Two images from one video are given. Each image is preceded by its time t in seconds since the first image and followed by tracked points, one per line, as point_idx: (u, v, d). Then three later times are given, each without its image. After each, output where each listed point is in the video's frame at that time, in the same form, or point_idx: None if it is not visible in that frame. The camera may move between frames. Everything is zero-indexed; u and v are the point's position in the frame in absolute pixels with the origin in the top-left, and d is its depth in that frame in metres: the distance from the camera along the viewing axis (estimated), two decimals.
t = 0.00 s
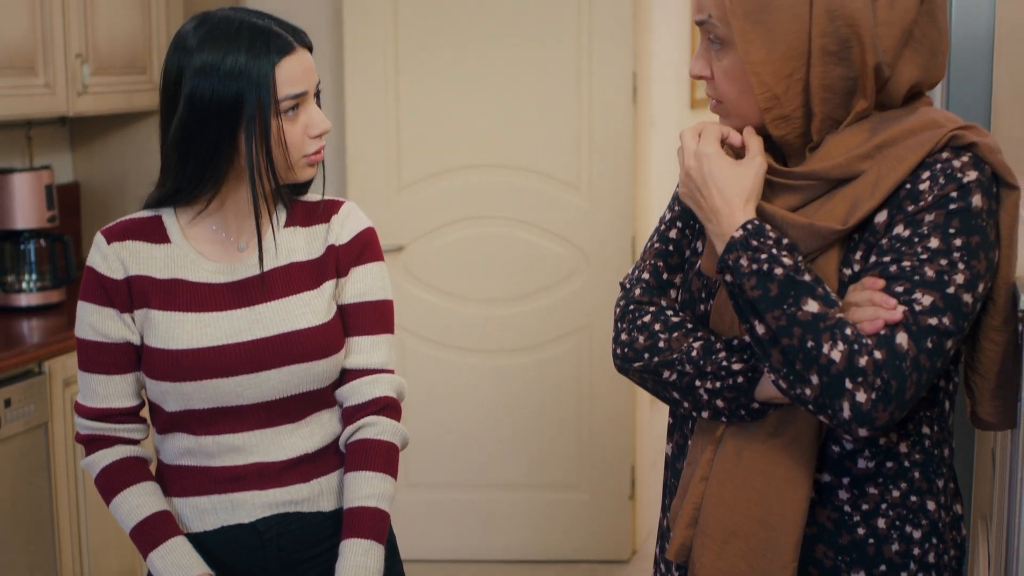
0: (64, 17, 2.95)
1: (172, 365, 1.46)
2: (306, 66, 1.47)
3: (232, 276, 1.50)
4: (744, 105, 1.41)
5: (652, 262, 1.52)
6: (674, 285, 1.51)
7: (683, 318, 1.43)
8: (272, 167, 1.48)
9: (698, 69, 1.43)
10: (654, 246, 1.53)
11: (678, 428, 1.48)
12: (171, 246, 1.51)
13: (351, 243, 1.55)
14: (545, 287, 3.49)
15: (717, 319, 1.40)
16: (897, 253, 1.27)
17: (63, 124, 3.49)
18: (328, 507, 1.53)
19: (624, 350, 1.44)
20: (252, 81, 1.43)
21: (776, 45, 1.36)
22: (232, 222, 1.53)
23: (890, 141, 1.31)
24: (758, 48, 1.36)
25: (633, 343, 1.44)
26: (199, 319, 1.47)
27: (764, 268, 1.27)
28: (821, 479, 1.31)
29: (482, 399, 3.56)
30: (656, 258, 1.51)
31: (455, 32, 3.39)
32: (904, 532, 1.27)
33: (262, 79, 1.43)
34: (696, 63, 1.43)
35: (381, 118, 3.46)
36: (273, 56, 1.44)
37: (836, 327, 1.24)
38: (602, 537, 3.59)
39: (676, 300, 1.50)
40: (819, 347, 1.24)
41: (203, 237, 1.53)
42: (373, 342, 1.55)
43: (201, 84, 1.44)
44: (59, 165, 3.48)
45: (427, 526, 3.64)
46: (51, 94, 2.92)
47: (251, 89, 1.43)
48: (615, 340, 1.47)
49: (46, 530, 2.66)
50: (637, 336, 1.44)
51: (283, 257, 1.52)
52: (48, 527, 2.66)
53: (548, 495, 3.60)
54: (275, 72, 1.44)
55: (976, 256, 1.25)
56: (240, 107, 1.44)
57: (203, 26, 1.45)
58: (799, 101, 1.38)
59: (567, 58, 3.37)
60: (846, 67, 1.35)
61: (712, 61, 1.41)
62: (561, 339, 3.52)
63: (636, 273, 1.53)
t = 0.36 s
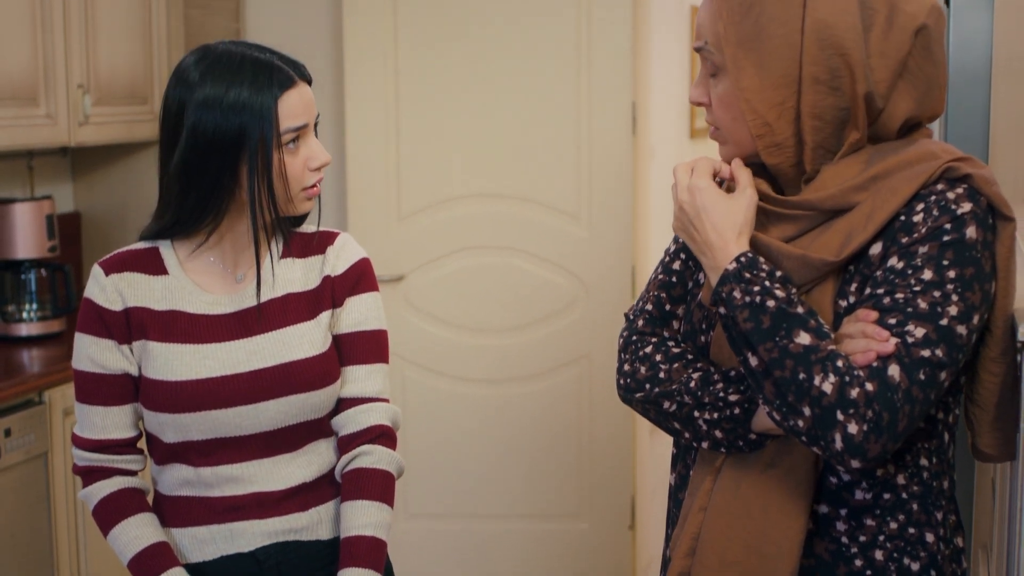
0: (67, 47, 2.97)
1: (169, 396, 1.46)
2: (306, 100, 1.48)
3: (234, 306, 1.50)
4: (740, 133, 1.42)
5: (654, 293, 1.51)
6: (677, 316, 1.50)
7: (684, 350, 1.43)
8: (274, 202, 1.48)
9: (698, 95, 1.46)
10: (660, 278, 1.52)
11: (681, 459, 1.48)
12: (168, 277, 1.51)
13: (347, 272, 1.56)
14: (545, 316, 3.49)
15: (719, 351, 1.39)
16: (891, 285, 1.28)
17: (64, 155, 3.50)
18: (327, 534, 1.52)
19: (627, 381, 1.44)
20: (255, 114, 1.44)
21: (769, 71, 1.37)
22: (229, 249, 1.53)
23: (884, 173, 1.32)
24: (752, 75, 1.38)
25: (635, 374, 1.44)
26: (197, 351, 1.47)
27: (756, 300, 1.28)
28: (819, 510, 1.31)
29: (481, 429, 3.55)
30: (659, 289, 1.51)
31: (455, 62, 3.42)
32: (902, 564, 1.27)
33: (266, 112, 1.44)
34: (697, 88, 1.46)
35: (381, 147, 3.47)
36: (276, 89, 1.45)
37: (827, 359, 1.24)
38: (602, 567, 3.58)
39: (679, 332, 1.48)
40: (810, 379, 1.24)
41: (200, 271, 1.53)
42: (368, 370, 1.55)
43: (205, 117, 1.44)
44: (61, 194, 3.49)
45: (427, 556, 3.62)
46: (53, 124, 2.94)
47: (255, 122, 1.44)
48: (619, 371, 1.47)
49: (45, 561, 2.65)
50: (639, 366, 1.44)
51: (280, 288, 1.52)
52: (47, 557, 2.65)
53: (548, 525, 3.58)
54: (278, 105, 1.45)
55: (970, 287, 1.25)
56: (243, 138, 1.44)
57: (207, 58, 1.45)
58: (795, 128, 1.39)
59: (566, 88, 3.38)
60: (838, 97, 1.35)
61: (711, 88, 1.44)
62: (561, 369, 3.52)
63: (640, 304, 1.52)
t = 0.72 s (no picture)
0: (69, 76, 2.98)
1: (166, 426, 1.46)
2: (307, 130, 1.49)
3: (236, 332, 1.51)
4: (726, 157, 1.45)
5: (660, 318, 1.53)
6: (682, 342, 1.51)
7: (685, 376, 1.45)
8: (274, 228, 1.48)
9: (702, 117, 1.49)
10: (666, 305, 1.54)
11: (684, 488, 1.49)
12: (167, 306, 1.51)
13: (344, 302, 1.56)
14: (545, 343, 3.49)
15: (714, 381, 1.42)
16: (883, 316, 1.28)
17: (65, 183, 3.52)
18: (326, 562, 1.52)
19: (630, 407, 1.47)
20: (257, 145, 1.45)
21: (747, 95, 1.40)
22: (228, 276, 1.53)
23: (879, 202, 1.33)
24: (731, 97, 1.42)
25: (637, 400, 1.46)
26: (197, 380, 1.47)
27: (750, 330, 1.30)
28: (814, 540, 1.32)
29: (481, 457, 3.54)
30: (664, 315, 1.53)
31: (454, 91, 3.44)
32: None
33: (268, 143, 1.45)
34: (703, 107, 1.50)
35: (380, 175, 3.49)
36: (278, 120, 1.45)
37: (816, 391, 1.25)
38: None
39: (681, 359, 1.50)
40: (799, 412, 1.25)
41: (198, 297, 1.53)
42: (365, 399, 1.55)
43: (207, 146, 1.45)
44: (62, 223, 3.51)
45: None
46: (55, 152, 2.95)
47: (258, 152, 1.45)
48: (623, 397, 1.50)
49: None
50: (641, 393, 1.46)
51: (278, 317, 1.53)
52: None
53: (549, 553, 3.56)
54: (280, 136, 1.46)
55: (963, 318, 1.25)
56: (246, 167, 1.45)
57: (208, 88, 1.46)
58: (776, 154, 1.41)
59: (565, 116, 3.40)
60: (815, 124, 1.36)
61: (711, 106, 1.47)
62: (562, 396, 3.51)
63: (646, 330, 1.55)
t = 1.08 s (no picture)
0: (71, 103, 3.00)
1: (169, 453, 1.46)
2: (306, 159, 1.50)
3: (231, 360, 1.51)
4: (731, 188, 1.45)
5: (659, 346, 1.55)
6: (679, 369, 1.53)
7: (682, 403, 1.47)
8: (272, 257, 1.48)
9: (698, 148, 1.50)
10: (663, 334, 1.57)
11: (683, 516, 1.49)
12: (166, 334, 1.52)
13: (343, 329, 1.56)
14: (544, 370, 3.49)
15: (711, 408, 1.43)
16: (875, 339, 1.28)
17: (65, 210, 3.53)
18: None
19: (627, 433, 1.49)
20: (256, 173, 1.45)
21: (756, 125, 1.40)
22: (225, 306, 1.54)
23: (871, 226, 1.34)
24: (739, 128, 1.42)
25: (635, 427, 1.48)
26: (196, 407, 1.48)
27: (741, 355, 1.30)
28: (811, 565, 1.32)
29: (481, 484, 3.54)
30: (663, 342, 1.55)
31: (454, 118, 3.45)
32: None
33: (266, 171, 1.46)
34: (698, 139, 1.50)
35: (381, 201, 3.50)
36: (276, 149, 1.47)
37: (806, 414, 1.25)
38: None
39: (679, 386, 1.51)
40: (790, 435, 1.25)
41: (197, 326, 1.54)
42: (364, 426, 1.55)
43: (206, 175, 1.46)
44: (63, 250, 3.53)
45: None
46: (55, 179, 2.97)
47: (255, 181, 1.45)
48: (621, 424, 1.52)
49: None
50: (638, 420, 1.48)
51: (278, 344, 1.53)
52: None
53: None
54: (279, 164, 1.47)
55: (954, 341, 1.25)
56: (242, 196, 1.46)
57: (208, 116, 1.48)
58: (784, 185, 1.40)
59: (565, 143, 3.41)
60: (821, 151, 1.37)
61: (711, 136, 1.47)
62: (562, 423, 3.51)
63: (644, 358, 1.57)
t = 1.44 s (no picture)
0: (72, 127, 3.01)
1: (171, 475, 1.47)
2: (305, 184, 1.51)
3: (230, 385, 1.52)
4: (727, 210, 1.44)
5: (645, 373, 1.56)
6: (666, 395, 1.53)
7: (668, 428, 1.49)
8: (270, 282, 1.49)
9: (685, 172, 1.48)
10: (650, 360, 1.57)
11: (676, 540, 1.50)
12: (166, 358, 1.53)
13: (344, 352, 1.57)
14: (544, 393, 3.50)
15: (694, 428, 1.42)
16: (855, 359, 1.28)
17: (65, 234, 3.55)
18: None
19: (615, 459, 1.50)
20: (253, 199, 1.46)
21: (755, 149, 1.40)
22: (225, 331, 1.54)
23: (848, 247, 1.35)
24: (737, 151, 1.41)
25: (623, 453, 1.49)
26: (196, 431, 1.48)
27: (720, 379, 1.31)
28: None
29: (481, 508, 3.54)
30: (649, 368, 1.55)
31: (453, 141, 3.47)
32: None
33: (263, 196, 1.47)
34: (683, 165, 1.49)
35: (380, 224, 3.52)
36: (274, 173, 1.48)
37: (785, 435, 1.26)
38: None
39: (666, 412, 1.52)
40: (769, 456, 1.25)
41: (201, 351, 1.55)
42: (365, 450, 1.55)
43: (204, 199, 1.47)
44: (63, 274, 3.54)
45: None
46: (56, 203, 2.98)
47: (253, 205, 1.46)
48: (609, 450, 1.53)
49: None
50: (626, 445, 1.49)
51: (279, 368, 1.54)
52: None
53: None
54: (276, 189, 1.48)
55: (933, 358, 1.25)
56: (240, 222, 1.47)
57: (208, 140, 1.49)
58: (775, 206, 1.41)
59: (564, 165, 3.43)
60: (812, 174, 1.38)
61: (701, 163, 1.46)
62: (562, 447, 3.51)
63: (632, 385, 1.57)
